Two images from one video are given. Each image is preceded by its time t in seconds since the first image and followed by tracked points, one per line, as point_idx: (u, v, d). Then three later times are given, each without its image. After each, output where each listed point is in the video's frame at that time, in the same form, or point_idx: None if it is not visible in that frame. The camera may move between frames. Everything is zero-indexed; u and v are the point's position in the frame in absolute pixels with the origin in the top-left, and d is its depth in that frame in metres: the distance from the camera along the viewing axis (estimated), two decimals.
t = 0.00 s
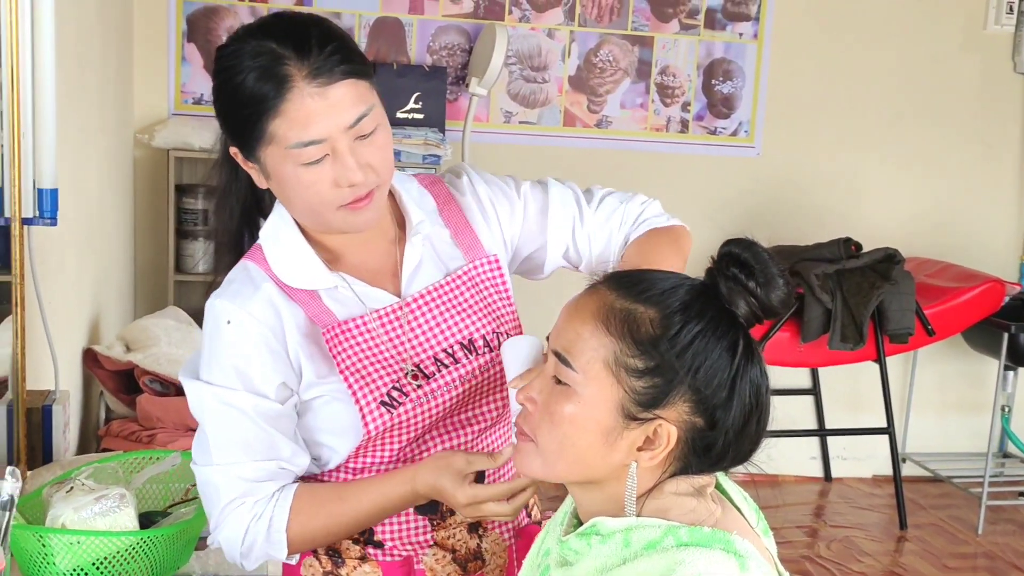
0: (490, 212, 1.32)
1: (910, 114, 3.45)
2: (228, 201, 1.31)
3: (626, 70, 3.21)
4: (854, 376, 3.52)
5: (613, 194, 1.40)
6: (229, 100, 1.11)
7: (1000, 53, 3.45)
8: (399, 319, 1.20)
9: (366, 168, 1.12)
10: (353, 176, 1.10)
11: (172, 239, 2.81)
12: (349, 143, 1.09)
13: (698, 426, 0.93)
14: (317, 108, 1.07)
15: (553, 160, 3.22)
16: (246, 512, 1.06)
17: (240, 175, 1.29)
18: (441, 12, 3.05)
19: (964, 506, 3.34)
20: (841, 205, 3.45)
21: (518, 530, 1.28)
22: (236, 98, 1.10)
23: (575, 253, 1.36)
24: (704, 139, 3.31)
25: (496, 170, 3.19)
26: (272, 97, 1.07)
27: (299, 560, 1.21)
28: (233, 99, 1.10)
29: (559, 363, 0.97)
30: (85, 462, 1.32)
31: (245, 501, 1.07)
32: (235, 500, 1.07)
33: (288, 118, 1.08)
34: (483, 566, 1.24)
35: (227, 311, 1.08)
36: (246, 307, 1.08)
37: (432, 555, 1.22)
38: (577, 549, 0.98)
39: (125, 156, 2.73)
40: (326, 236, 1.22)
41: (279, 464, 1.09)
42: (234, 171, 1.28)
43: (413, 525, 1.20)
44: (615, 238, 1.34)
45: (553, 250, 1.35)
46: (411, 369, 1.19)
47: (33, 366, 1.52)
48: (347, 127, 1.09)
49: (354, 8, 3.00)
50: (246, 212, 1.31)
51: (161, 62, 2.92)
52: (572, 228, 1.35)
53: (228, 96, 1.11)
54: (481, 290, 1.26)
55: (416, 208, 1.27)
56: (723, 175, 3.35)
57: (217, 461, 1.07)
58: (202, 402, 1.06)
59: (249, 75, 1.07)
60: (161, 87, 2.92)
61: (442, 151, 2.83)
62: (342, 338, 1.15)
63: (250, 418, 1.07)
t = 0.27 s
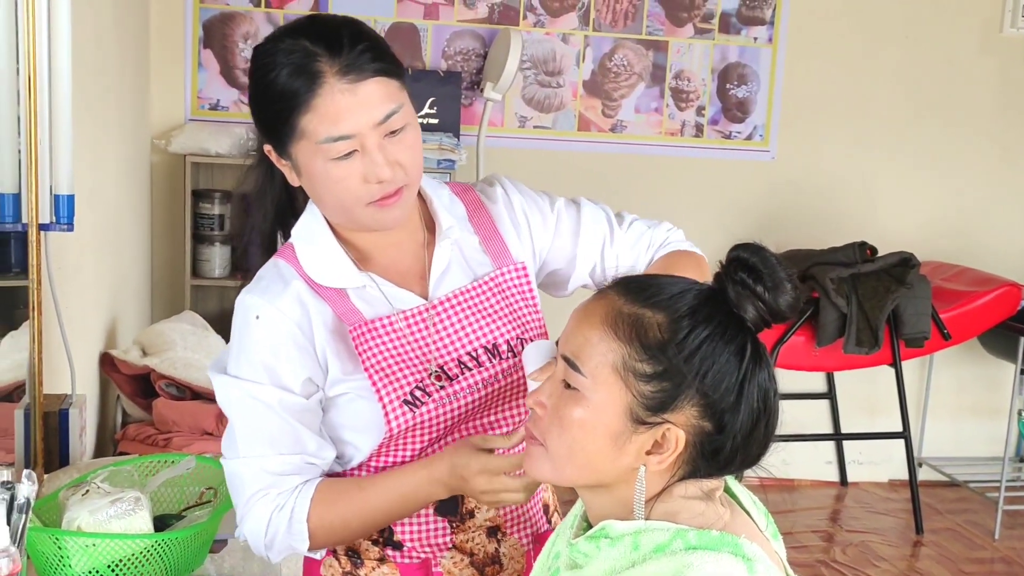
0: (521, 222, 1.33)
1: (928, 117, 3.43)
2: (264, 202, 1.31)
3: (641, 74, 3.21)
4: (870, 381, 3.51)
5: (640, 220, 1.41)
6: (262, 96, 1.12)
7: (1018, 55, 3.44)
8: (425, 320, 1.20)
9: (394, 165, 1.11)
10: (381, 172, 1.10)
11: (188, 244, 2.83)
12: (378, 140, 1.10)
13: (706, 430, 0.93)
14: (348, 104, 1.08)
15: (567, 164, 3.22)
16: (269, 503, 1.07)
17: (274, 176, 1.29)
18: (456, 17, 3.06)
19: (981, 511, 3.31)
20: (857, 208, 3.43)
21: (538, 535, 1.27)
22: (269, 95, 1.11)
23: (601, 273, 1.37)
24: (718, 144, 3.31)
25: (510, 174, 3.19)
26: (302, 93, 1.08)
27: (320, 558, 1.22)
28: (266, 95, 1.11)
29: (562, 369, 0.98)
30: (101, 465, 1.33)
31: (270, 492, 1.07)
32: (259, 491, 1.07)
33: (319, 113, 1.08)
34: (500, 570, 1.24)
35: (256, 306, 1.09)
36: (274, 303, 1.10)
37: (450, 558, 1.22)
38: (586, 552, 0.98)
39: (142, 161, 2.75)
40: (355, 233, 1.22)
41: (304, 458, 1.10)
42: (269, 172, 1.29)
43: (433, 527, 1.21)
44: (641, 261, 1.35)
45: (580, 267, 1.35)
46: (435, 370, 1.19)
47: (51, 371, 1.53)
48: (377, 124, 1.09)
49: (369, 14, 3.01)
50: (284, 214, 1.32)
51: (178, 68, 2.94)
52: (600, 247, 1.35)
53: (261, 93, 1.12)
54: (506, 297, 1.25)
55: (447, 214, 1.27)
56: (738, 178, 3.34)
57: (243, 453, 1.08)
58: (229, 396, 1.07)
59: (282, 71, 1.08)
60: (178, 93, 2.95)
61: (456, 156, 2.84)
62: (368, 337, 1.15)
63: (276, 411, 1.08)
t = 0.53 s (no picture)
0: (551, 227, 1.31)
1: (947, 115, 3.40)
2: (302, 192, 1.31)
3: (656, 75, 3.21)
4: (887, 381, 3.48)
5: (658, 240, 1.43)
6: (300, 85, 1.11)
7: None
8: (455, 313, 1.18)
9: (428, 155, 1.10)
10: (414, 161, 1.09)
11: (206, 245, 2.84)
12: (412, 130, 1.09)
13: (713, 427, 0.94)
14: (385, 91, 1.07)
15: (581, 164, 3.22)
16: (308, 483, 1.05)
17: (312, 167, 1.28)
18: (471, 18, 3.07)
19: (999, 512, 3.29)
20: (874, 207, 3.41)
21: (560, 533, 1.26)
22: (307, 83, 1.10)
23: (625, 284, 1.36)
24: (734, 144, 3.30)
25: (523, 176, 3.19)
26: (340, 81, 1.07)
27: (341, 558, 1.20)
28: (304, 84, 1.11)
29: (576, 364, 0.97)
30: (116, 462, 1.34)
31: (310, 474, 1.05)
32: (298, 475, 1.06)
33: (357, 100, 1.07)
34: (522, 569, 1.21)
35: (292, 292, 1.07)
36: (309, 287, 1.08)
37: (473, 556, 1.20)
38: (593, 547, 0.98)
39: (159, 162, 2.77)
40: (389, 225, 1.19)
41: (343, 441, 1.08)
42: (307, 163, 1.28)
43: (457, 523, 1.19)
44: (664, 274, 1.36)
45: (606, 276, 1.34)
46: (463, 362, 1.18)
47: (66, 369, 1.54)
48: (412, 114, 1.08)
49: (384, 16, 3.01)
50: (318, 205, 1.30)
51: (195, 70, 2.96)
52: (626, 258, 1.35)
53: (299, 81, 1.11)
54: (533, 295, 1.23)
55: (477, 212, 1.25)
56: (753, 178, 3.33)
57: (282, 438, 1.06)
58: (267, 381, 1.06)
59: (320, 59, 1.08)
60: (195, 94, 2.97)
61: (472, 157, 2.84)
62: (400, 327, 1.14)
63: (313, 394, 1.06)
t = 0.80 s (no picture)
0: (568, 229, 1.31)
1: (961, 112, 3.39)
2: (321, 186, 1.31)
3: (667, 73, 3.20)
4: (900, 380, 3.47)
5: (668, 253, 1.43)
6: (322, 77, 1.11)
7: None
8: (474, 308, 1.17)
9: (451, 151, 1.10)
10: (437, 156, 1.09)
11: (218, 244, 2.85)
12: (435, 125, 1.09)
13: (716, 422, 0.94)
14: (409, 85, 1.07)
15: (591, 163, 3.22)
16: (326, 469, 1.04)
17: (333, 163, 1.29)
18: (482, 17, 3.07)
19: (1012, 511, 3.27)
20: (886, 205, 3.40)
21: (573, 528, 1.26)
22: (330, 76, 1.10)
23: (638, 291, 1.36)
24: (746, 142, 3.29)
25: (534, 175, 3.19)
26: (365, 75, 1.07)
27: (356, 555, 1.21)
28: (327, 77, 1.10)
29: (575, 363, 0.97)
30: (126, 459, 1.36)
31: (327, 460, 1.04)
32: (317, 462, 1.05)
33: (381, 94, 1.08)
34: (536, 565, 1.23)
35: (313, 282, 1.08)
36: (330, 278, 1.09)
37: (488, 553, 1.20)
38: (598, 542, 0.98)
39: (172, 162, 2.79)
40: (410, 220, 1.20)
41: (362, 430, 1.08)
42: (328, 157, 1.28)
43: (473, 518, 1.19)
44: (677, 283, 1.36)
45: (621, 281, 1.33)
46: (482, 356, 1.18)
47: (77, 366, 1.55)
48: (435, 109, 1.08)
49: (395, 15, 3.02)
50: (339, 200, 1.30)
51: (208, 69, 2.98)
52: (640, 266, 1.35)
53: (322, 73, 1.11)
54: (551, 293, 1.22)
55: (494, 210, 1.25)
56: (765, 177, 3.32)
57: (302, 424, 1.06)
58: (287, 370, 1.06)
59: (345, 53, 1.08)
60: (207, 94, 2.98)
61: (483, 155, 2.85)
62: (419, 322, 1.13)
63: (333, 382, 1.06)
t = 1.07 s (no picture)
0: (580, 235, 1.31)
1: (974, 112, 3.37)
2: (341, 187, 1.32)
3: (678, 74, 3.20)
4: (911, 381, 3.45)
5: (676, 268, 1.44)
6: (336, 80, 1.12)
7: None
8: (484, 309, 1.18)
9: (459, 154, 1.11)
10: (445, 160, 1.10)
11: (229, 245, 2.87)
12: (443, 129, 1.09)
13: (716, 423, 0.94)
14: (417, 90, 1.08)
15: (602, 163, 3.22)
16: (307, 453, 1.01)
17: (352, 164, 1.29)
18: (493, 18, 3.08)
19: None
20: (898, 205, 3.39)
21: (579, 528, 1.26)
22: (343, 80, 1.11)
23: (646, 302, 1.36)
24: (756, 142, 3.28)
25: (544, 176, 3.19)
26: (375, 79, 1.08)
27: (363, 553, 1.22)
28: (340, 80, 1.11)
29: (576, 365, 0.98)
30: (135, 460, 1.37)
31: (312, 445, 1.02)
32: (300, 444, 1.03)
33: (390, 98, 1.08)
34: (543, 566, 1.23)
35: (324, 277, 1.09)
36: (339, 273, 1.10)
37: (494, 553, 1.21)
38: (599, 541, 0.99)
39: (184, 163, 2.81)
40: (422, 221, 1.21)
41: (353, 423, 1.05)
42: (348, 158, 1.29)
43: (479, 518, 1.19)
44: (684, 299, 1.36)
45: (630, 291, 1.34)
46: (491, 356, 1.19)
47: (88, 365, 1.57)
48: (444, 113, 1.09)
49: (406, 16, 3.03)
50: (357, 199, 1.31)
51: (219, 72, 2.99)
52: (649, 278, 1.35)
53: (335, 77, 1.12)
54: (561, 297, 1.24)
55: (508, 213, 1.26)
56: (775, 177, 3.31)
57: (294, 407, 1.04)
58: (289, 354, 1.06)
59: (357, 56, 1.08)
60: (219, 96, 3.00)
61: (493, 156, 2.85)
62: (429, 321, 1.15)
63: (329, 372, 1.05)
